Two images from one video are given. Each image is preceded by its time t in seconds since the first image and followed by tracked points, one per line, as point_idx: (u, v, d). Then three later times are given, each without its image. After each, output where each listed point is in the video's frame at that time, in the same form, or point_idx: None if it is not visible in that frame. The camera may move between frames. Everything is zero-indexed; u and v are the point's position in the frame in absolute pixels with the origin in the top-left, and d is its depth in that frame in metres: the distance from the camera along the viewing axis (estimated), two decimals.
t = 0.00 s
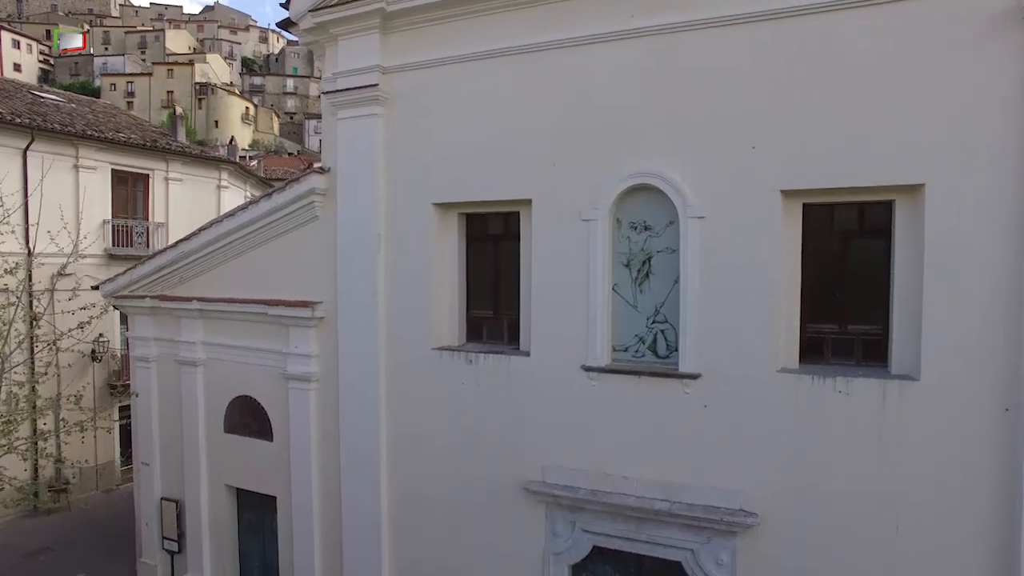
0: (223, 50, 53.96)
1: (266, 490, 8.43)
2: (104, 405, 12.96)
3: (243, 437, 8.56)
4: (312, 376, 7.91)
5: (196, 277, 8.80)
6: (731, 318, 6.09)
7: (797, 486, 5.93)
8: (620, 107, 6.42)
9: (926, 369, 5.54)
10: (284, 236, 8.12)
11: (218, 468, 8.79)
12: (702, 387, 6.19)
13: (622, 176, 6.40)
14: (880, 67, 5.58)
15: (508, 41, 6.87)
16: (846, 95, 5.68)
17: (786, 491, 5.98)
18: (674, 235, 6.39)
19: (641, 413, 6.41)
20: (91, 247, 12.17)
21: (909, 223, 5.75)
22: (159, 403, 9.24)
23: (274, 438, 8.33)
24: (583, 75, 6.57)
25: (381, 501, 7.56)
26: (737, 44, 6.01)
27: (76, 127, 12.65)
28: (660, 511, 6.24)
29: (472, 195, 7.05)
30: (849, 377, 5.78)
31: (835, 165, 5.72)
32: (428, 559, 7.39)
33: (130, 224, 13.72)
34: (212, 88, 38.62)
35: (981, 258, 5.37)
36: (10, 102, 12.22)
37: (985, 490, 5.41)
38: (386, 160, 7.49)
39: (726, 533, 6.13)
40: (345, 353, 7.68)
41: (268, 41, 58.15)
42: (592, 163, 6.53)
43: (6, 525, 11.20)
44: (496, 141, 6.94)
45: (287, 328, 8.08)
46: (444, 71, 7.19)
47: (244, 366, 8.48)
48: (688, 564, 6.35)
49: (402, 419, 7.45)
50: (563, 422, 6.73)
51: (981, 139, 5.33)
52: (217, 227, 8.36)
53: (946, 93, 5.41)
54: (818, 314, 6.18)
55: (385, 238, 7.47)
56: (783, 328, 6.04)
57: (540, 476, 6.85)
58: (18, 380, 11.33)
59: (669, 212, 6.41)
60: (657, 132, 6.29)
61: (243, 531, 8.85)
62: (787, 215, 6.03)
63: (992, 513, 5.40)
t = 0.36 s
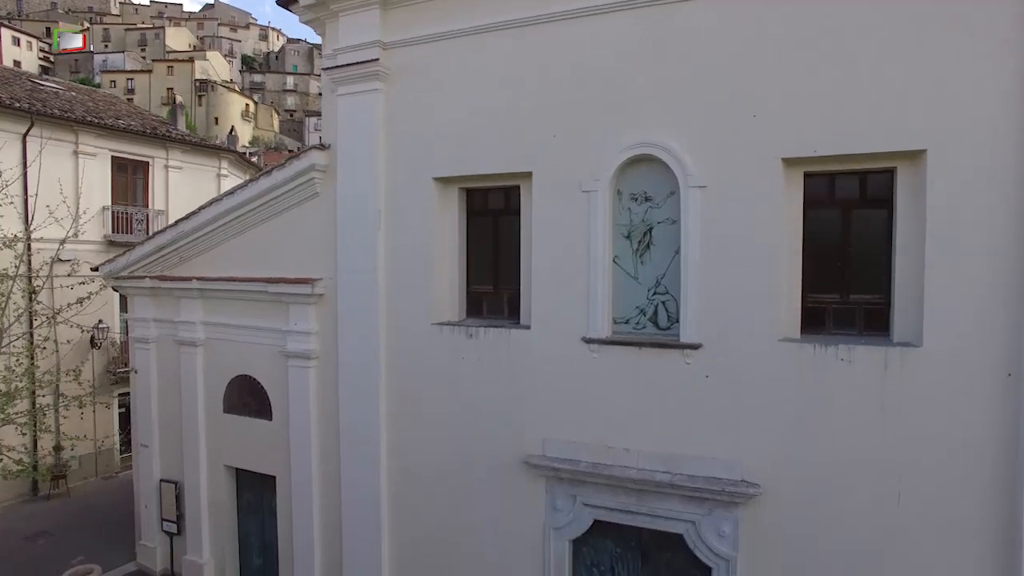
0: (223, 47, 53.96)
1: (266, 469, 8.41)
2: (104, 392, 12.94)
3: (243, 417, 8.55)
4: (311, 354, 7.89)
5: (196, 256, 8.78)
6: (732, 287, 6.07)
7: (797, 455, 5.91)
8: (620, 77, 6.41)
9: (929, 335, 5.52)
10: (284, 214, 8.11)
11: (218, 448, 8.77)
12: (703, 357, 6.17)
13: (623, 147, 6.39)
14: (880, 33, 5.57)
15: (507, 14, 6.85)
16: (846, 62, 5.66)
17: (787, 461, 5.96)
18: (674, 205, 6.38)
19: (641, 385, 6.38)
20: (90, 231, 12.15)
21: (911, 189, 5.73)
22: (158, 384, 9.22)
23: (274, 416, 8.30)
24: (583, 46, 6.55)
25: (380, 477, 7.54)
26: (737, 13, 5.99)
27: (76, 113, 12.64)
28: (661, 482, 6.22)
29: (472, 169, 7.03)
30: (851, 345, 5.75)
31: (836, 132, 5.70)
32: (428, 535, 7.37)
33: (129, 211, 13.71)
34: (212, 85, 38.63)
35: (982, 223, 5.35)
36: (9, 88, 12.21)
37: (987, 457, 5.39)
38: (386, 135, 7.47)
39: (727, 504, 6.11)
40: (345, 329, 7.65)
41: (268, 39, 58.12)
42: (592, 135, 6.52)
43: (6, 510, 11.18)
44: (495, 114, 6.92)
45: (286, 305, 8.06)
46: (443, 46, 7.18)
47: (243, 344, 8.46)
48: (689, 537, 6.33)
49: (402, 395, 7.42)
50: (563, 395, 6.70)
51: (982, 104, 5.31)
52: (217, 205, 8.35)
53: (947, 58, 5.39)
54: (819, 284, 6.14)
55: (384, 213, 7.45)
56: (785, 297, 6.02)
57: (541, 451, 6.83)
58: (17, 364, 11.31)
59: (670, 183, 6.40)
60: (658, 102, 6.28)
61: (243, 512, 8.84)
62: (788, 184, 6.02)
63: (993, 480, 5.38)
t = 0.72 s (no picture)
0: (223, 45, 53.98)
1: (266, 449, 8.39)
2: (103, 380, 12.93)
3: (242, 397, 8.53)
4: (311, 332, 7.87)
5: (196, 237, 8.77)
6: (732, 259, 6.06)
7: (799, 426, 5.89)
8: (620, 49, 6.39)
9: (930, 303, 5.50)
10: (284, 192, 8.10)
11: (218, 429, 8.74)
12: (704, 329, 6.15)
13: (623, 119, 6.38)
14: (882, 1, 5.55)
15: None
16: (847, 31, 5.65)
17: (789, 432, 5.94)
18: (675, 177, 6.37)
19: (642, 358, 6.37)
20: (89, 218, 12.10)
21: (912, 158, 5.72)
22: (157, 367, 9.20)
23: (273, 396, 8.29)
24: (583, 19, 6.53)
25: (380, 455, 7.52)
26: None
27: (75, 100, 12.63)
28: (662, 455, 6.19)
29: (472, 144, 7.02)
30: (852, 314, 5.73)
31: (837, 101, 5.70)
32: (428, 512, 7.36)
33: (128, 199, 13.70)
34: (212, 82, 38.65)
35: (984, 190, 5.33)
36: (9, 75, 12.20)
37: (989, 425, 5.37)
38: (386, 112, 7.46)
39: (728, 476, 6.09)
40: (345, 306, 7.64)
41: (268, 38, 58.13)
42: (592, 108, 6.51)
43: (5, 495, 11.16)
44: (495, 88, 6.91)
45: (286, 284, 8.05)
46: (443, 21, 7.16)
47: (243, 324, 8.44)
48: (691, 511, 6.30)
49: (402, 373, 7.40)
50: (563, 370, 6.67)
51: (984, 70, 5.30)
52: (217, 185, 8.33)
53: (948, 25, 5.38)
54: (820, 255, 6.12)
55: (384, 190, 7.43)
56: (786, 268, 6.00)
57: (541, 426, 6.80)
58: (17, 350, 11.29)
59: (670, 155, 6.39)
60: (658, 74, 6.27)
61: (243, 493, 8.83)
62: (788, 154, 6.00)
63: (996, 448, 5.35)
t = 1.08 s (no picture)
0: (223, 43, 54.02)
1: (266, 431, 8.40)
2: (103, 368, 12.92)
3: (243, 378, 8.53)
4: (312, 312, 7.88)
5: (196, 219, 8.76)
6: (733, 232, 6.06)
7: (800, 399, 5.89)
8: (621, 24, 6.40)
9: (931, 273, 5.49)
10: (284, 173, 8.10)
11: (218, 412, 8.73)
12: (705, 302, 6.16)
13: (624, 94, 6.39)
14: None
15: None
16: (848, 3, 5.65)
17: (790, 404, 5.94)
18: (675, 151, 6.38)
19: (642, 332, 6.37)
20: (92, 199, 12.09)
21: (912, 129, 5.72)
22: (158, 349, 9.19)
23: (274, 377, 8.29)
24: None
25: (381, 433, 7.55)
26: None
27: (75, 87, 12.65)
28: (664, 429, 6.18)
29: (472, 121, 7.03)
30: (853, 285, 5.73)
31: (837, 73, 5.70)
32: (429, 490, 7.37)
33: (129, 187, 13.71)
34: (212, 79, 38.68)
35: (984, 158, 5.33)
36: (9, 62, 12.21)
37: (989, 394, 5.37)
38: (387, 90, 7.46)
39: (729, 449, 6.09)
40: (345, 285, 7.63)
41: (268, 36, 58.14)
42: (593, 83, 6.52)
43: (4, 482, 11.14)
44: (496, 65, 6.92)
45: (286, 264, 8.04)
46: None
47: (244, 305, 8.43)
48: (692, 485, 6.30)
49: (403, 351, 7.41)
50: (564, 346, 6.67)
51: (984, 39, 5.30)
52: (218, 166, 8.32)
53: None
54: (821, 228, 6.12)
55: (385, 168, 7.43)
56: (787, 240, 6.00)
57: (541, 402, 6.80)
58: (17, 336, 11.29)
59: (671, 129, 6.40)
60: (659, 48, 6.28)
61: (243, 476, 8.83)
62: (789, 128, 6.01)
63: (995, 416, 5.35)
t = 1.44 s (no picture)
0: (223, 41, 54.07)
1: (267, 412, 8.40)
2: (103, 356, 12.93)
3: (243, 360, 8.54)
4: (312, 291, 7.89)
5: (197, 201, 8.77)
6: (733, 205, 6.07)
7: (800, 371, 5.90)
8: None
9: (931, 243, 5.50)
10: (285, 154, 8.12)
11: (218, 393, 8.74)
12: (704, 276, 6.17)
13: (624, 69, 6.41)
14: None
15: None
16: None
17: (790, 377, 5.95)
18: (675, 126, 6.39)
19: (642, 307, 6.37)
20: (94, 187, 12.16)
21: (912, 101, 5.73)
22: (158, 332, 9.19)
23: (274, 357, 8.29)
24: None
25: (381, 412, 7.55)
26: None
27: (76, 75, 12.69)
28: (664, 402, 6.18)
29: (472, 98, 7.04)
30: (853, 256, 5.73)
31: (836, 45, 5.72)
32: (429, 469, 7.38)
33: (129, 175, 13.72)
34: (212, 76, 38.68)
35: (984, 126, 5.33)
36: (10, 50, 12.27)
37: (988, 363, 5.37)
38: (387, 69, 7.47)
39: (729, 422, 6.09)
40: (345, 264, 7.64)
41: (268, 35, 58.18)
42: (592, 58, 6.54)
43: (5, 469, 11.15)
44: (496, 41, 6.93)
45: (287, 244, 8.05)
46: None
47: (244, 286, 8.44)
48: (692, 459, 6.30)
49: (403, 329, 7.41)
50: (564, 322, 6.68)
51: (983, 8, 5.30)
52: (218, 147, 8.33)
53: None
54: (821, 201, 6.13)
55: (386, 147, 7.44)
56: (786, 212, 6.01)
57: (542, 378, 6.81)
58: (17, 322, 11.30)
59: (670, 103, 6.41)
60: (658, 23, 6.29)
61: (243, 459, 8.84)
62: (788, 101, 6.02)
63: (995, 385, 5.36)
